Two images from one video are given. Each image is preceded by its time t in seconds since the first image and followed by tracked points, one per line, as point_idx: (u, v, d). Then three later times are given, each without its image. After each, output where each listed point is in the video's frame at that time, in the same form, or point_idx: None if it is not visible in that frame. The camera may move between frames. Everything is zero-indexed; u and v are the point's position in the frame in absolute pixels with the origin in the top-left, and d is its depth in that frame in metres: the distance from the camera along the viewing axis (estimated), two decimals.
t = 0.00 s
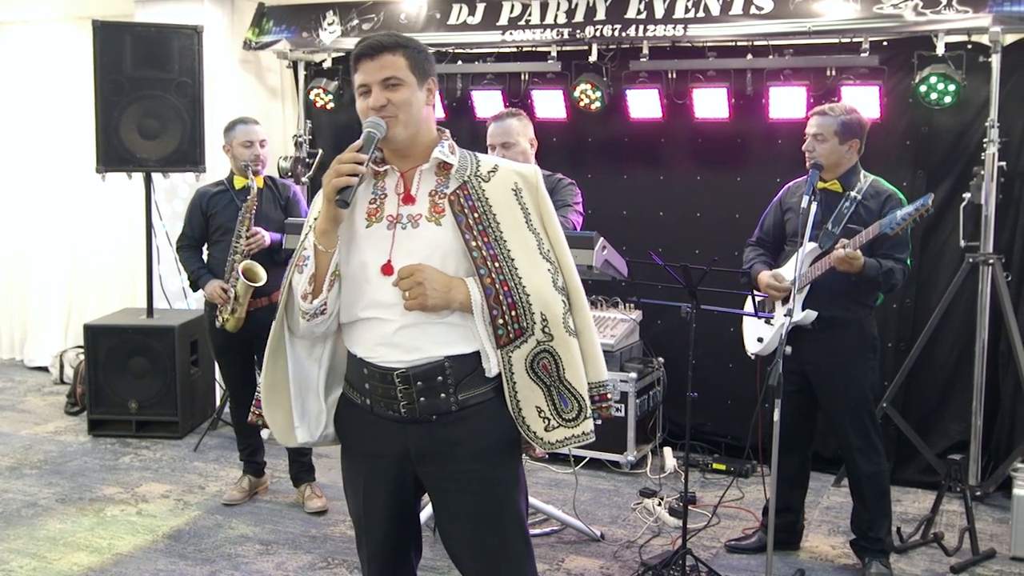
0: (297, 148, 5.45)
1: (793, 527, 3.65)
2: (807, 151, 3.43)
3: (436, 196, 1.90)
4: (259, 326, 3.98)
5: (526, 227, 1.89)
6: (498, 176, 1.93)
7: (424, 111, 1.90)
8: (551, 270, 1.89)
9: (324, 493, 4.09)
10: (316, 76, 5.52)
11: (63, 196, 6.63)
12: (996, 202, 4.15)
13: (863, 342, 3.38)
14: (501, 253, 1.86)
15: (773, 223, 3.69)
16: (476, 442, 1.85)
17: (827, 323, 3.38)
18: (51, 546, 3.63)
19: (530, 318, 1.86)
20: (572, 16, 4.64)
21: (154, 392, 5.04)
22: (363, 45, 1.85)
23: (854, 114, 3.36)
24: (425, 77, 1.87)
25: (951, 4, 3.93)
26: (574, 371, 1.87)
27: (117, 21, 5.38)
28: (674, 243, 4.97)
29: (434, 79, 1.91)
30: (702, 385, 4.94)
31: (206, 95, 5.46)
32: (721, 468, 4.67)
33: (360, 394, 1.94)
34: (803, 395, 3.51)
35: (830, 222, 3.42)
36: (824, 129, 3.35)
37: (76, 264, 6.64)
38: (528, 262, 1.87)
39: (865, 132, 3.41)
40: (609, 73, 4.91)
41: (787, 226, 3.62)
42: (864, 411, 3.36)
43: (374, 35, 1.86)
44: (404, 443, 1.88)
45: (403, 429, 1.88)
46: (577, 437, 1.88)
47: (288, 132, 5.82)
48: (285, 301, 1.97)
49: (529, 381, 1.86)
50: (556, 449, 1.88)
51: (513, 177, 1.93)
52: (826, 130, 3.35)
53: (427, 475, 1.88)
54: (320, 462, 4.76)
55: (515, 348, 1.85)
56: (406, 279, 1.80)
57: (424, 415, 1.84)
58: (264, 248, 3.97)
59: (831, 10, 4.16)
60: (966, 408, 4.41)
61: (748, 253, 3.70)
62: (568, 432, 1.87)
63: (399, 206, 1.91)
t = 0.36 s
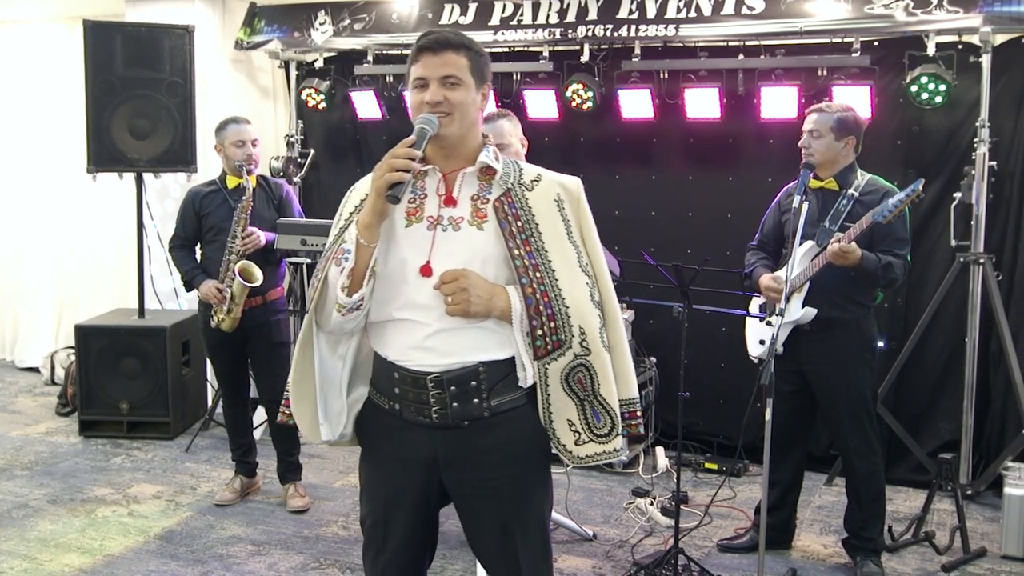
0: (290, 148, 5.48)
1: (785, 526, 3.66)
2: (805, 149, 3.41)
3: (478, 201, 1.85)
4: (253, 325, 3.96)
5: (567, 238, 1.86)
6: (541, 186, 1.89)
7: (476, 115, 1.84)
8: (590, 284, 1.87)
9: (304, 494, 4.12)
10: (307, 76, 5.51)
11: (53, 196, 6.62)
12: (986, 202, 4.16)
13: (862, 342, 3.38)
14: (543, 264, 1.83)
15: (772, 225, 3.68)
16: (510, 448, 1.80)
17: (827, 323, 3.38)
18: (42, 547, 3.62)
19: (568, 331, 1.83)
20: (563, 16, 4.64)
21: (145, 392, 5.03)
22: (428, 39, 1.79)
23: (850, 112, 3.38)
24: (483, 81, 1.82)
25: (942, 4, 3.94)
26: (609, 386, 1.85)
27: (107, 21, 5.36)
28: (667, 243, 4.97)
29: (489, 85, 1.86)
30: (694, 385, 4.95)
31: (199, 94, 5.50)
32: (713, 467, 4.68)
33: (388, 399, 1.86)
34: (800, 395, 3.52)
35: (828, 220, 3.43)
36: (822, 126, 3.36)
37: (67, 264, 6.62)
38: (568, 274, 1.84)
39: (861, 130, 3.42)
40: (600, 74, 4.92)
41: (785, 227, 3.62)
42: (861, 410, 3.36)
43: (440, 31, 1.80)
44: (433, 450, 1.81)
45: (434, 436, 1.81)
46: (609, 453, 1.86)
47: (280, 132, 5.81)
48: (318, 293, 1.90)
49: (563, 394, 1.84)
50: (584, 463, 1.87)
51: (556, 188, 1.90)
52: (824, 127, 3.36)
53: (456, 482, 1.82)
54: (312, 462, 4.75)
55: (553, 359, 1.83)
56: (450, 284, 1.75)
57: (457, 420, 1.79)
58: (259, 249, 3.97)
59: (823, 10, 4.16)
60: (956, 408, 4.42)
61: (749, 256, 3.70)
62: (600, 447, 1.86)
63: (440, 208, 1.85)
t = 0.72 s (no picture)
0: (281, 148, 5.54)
1: (777, 525, 3.66)
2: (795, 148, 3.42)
3: (521, 206, 1.78)
4: (252, 326, 3.93)
5: (604, 244, 1.83)
6: (581, 192, 1.84)
7: (524, 122, 1.76)
8: (623, 291, 1.84)
9: (296, 495, 4.11)
10: (299, 76, 5.51)
11: (44, 196, 6.60)
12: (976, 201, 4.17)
13: (850, 341, 3.38)
14: (586, 272, 1.78)
15: (763, 224, 3.70)
16: (551, 448, 1.73)
17: (812, 322, 3.40)
18: (33, 548, 3.60)
19: (608, 338, 1.79)
20: (555, 16, 4.65)
21: (136, 393, 5.02)
22: (489, 37, 1.71)
23: (841, 112, 3.38)
24: (535, 89, 1.75)
25: (932, 4, 3.95)
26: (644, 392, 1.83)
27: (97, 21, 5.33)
28: (659, 243, 4.97)
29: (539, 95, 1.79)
30: (686, 385, 4.95)
31: (189, 95, 5.42)
32: (705, 467, 4.68)
33: (425, 401, 1.75)
34: (789, 394, 3.52)
35: (813, 220, 3.44)
36: (811, 125, 3.37)
37: (57, 265, 6.59)
38: (609, 283, 1.81)
39: (852, 130, 3.43)
40: (592, 73, 4.92)
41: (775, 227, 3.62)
42: (850, 409, 3.37)
43: (502, 31, 1.73)
44: (475, 453, 1.72)
45: (477, 438, 1.72)
46: (640, 456, 1.84)
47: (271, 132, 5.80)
48: (362, 294, 1.73)
49: (601, 400, 1.80)
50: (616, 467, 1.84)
51: (594, 196, 1.86)
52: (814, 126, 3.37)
53: (494, 484, 1.74)
54: (304, 463, 4.75)
55: (595, 367, 1.78)
56: (510, 293, 1.68)
57: (501, 422, 1.71)
58: (259, 248, 3.97)
59: (814, 10, 4.17)
60: (946, 407, 4.44)
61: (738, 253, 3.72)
62: (633, 450, 1.83)
63: (484, 210, 1.76)
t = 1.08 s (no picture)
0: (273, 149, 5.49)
1: (770, 524, 3.66)
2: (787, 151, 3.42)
3: (551, 213, 1.78)
4: (248, 326, 3.91)
5: (632, 254, 1.81)
6: (612, 201, 1.82)
7: (560, 131, 1.73)
8: (650, 300, 1.83)
9: (288, 495, 4.10)
10: (291, 76, 5.50)
11: (35, 196, 6.58)
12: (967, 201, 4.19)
13: (839, 340, 3.39)
14: (611, 285, 1.78)
15: (752, 225, 3.70)
16: (562, 447, 1.73)
17: (802, 321, 3.40)
18: (25, 550, 3.59)
19: (629, 350, 1.79)
20: (548, 16, 4.66)
21: (128, 393, 5.01)
22: (532, 43, 1.68)
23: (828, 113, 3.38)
24: (574, 97, 1.72)
25: (923, 4, 3.96)
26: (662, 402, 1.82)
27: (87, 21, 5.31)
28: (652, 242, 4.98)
29: (579, 101, 1.75)
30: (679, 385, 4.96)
31: (182, 94, 5.43)
32: (697, 466, 4.69)
33: (441, 394, 1.75)
34: (780, 394, 3.53)
35: (805, 220, 3.45)
36: (816, 138, 3.34)
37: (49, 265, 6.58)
38: (634, 294, 1.80)
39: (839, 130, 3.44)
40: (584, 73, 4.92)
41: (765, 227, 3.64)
42: (840, 408, 3.37)
43: (545, 36, 1.69)
44: (487, 448, 1.72)
45: (489, 434, 1.72)
46: (655, 465, 1.83)
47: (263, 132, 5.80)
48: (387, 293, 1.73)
49: (617, 411, 1.80)
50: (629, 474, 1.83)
51: (626, 204, 1.84)
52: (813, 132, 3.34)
53: (504, 480, 1.74)
54: (297, 463, 4.74)
55: (613, 378, 1.78)
56: (530, 311, 1.68)
57: (514, 419, 1.71)
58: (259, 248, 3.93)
59: (806, 11, 4.18)
60: (938, 406, 4.45)
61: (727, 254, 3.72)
62: (649, 459, 1.82)
63: (512, 215, 1.76)
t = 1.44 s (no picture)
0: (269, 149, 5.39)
1: (765, 524, 3.67)
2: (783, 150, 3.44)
3: (548, 217, 1.77)
4: (246, 326, 3.91)
5: (631, 264, 1.79)
6: (613, 208, 1.81)
7: (563, 136, 1.75)
8: (649, 310, 1.80)
9: (283, 496, 4.10)
10: (286, 76, 5.49)
11: (29, 196, 6.57)
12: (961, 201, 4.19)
13: (836, 339, 3.40)
14: (606, 292, 1.76)
15: (746, 226, 3.70)
16: (552, 448, 1.73)
17: (800, 321, 3.40)
18: (19, 551, 3.58)
19: (622, 359, 1.77)
20: (543, 16, 4.66)
21: (123, 394, 5.00)
22: (536, 48, 1.69)
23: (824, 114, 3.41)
24: (578, 104, 1.73)
25: (917, 4, 3.97)
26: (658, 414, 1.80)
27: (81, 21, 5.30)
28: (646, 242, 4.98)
29: (585, 106, 1.76)
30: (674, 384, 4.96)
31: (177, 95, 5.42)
32: (692, 466, 4.69)
33: (435, 393, 1.77)
34: (775, 393, 3.54)
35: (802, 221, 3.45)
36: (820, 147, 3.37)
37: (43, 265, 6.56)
38: (629, 301, 1.78)
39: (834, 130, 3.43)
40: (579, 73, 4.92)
41: (760, 227, 3.64)
42: (837, 406, 3.38)
43: (551, 41, 1.70)
44: (478, 448, 1.73)
45: (480, 434, 1.72)
46: (650, 476, 1.80)
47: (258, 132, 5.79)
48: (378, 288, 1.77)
49: (611, 418, 1.78)
50: (622, 483, 1.81)
51: (627, 211, 1.82)
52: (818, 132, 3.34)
53: (497, 482, 1.74)
54: (291, 463, 4.74)
55: (604, 386, 1.76)
56: (516, 312, 1.67)
57: (503, 420, 1.71)
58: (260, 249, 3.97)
59: (800, 10, 4.18)
60: (933, 405, 4.45)
61: (722, 254, 3.72)
62: (643, 470, 1.79)
63: (510, 217, 1.77)
